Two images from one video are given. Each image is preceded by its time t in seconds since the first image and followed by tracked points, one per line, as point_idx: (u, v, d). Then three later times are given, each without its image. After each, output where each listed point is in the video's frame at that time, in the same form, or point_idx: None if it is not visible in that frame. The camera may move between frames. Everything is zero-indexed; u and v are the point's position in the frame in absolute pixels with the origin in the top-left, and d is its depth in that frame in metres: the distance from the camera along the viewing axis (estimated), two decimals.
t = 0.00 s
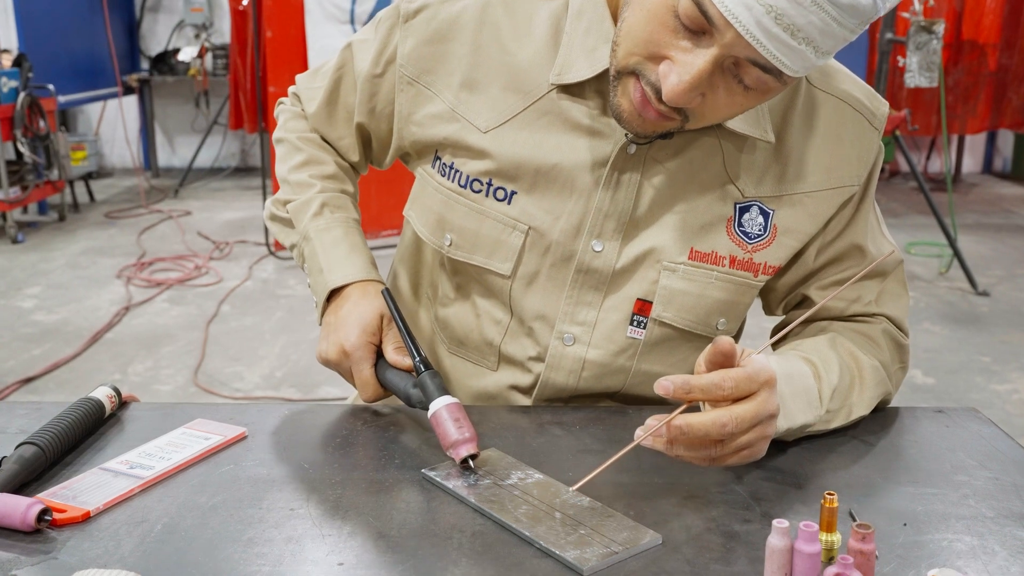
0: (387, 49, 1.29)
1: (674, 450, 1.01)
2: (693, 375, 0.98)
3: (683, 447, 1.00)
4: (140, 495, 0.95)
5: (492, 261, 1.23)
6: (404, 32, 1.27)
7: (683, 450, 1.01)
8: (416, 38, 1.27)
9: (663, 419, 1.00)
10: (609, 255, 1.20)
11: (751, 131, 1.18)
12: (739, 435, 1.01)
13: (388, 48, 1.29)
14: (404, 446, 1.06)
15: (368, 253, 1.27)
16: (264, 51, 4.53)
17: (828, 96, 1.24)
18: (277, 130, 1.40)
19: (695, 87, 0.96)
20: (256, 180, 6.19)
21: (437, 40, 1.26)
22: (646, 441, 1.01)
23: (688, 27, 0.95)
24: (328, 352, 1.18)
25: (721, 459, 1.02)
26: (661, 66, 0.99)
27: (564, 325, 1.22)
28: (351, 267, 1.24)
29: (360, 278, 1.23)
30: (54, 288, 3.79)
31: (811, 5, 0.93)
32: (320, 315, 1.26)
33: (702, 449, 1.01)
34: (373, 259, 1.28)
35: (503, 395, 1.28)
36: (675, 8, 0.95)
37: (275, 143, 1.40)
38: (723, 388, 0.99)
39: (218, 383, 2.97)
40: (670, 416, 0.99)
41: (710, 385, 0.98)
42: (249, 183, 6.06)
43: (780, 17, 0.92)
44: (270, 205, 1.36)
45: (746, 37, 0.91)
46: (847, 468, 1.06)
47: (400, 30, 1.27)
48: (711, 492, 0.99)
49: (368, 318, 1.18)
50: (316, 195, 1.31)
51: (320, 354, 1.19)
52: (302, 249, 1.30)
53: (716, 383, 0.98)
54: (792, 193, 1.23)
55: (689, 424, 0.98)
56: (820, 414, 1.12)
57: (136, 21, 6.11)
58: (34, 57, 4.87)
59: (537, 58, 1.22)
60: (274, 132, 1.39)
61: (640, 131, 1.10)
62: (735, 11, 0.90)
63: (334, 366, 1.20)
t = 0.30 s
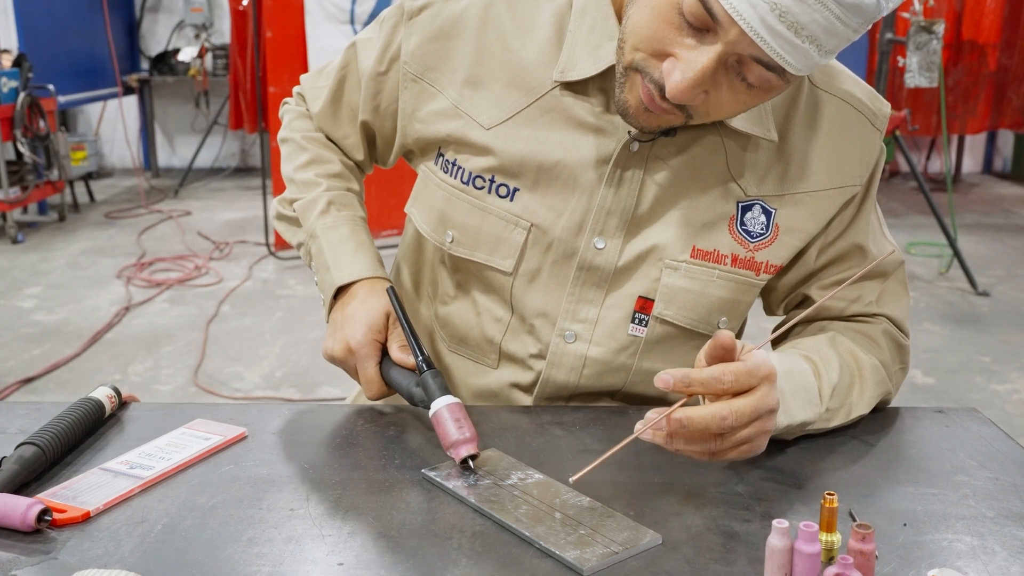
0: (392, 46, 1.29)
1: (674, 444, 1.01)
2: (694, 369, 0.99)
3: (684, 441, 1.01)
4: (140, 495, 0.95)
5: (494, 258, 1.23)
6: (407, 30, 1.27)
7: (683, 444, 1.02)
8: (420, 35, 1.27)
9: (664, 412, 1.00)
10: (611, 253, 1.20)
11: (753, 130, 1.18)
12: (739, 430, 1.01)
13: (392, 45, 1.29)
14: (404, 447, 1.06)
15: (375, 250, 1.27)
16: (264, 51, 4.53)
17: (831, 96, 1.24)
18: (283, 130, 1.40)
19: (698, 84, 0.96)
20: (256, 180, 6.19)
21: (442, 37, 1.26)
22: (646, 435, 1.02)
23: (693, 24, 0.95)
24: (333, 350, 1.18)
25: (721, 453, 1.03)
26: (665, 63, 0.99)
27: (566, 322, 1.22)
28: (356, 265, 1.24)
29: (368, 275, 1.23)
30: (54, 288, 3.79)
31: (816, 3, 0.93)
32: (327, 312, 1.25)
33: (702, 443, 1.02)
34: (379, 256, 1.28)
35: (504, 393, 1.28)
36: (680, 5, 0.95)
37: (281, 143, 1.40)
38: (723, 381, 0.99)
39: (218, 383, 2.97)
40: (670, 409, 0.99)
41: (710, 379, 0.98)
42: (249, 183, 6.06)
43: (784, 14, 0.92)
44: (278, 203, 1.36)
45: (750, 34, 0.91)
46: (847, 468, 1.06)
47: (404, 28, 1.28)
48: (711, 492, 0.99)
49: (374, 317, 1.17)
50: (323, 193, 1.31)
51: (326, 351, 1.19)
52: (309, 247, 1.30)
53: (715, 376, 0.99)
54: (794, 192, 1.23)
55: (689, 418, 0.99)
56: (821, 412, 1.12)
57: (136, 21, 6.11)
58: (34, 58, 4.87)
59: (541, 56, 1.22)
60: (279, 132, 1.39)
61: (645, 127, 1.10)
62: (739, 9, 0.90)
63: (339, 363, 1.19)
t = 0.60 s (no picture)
0: (394, 45, 1.29)
1: (674, 441, 1.02)
2: (695, 366, 0.99)
3: (684, 438, 1.01)
4: (140, 495, 0.95)
5: (495, 257, 1.23)
6: (408, 30, 1.27)
7: (683, 441, 1.02)
8: (422, 34, 1.27)
9: (665, 409, 1.00)
10: (611, 253, 1.20)
11: (754, 131, 1.18)
12: (740, 427, 1.01)
13: (394, 45, 1.29)
14: (404, 447, 1.06)
15: (385, 248, 1.26)
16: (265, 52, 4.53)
17: (832, 97, 1.24)
18: (286, 130, 1.40)
19: (699, 85, 0.96)
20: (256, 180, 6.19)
21: (443, 37, 1.26)
22: (646, 432, 1.02)
23: (693, 25, 0.95)
24: (339, 343, 1.18)
25: (722, 450, 1.03)
26: (666, 64, 0.99)
27: (566, 322, 1.22)
28: (367, 262, 1.24)
29: (378, 273, 1.23)
30: (54, 288, 3.79)
31: (816, 4, 0.93)
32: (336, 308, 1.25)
33: (702, 440, 1.02)
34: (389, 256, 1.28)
35: (504, 392, 1.28)
36: (681, 6, 0.95)
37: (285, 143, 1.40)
38: (724, 379, 0.99)
39: (218, 383, 2.97)
40: (671, 406, 0.99)
41: (710, 376, 0.98)
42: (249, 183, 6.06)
43: (785, 16, 0.92)
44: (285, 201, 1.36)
45: (751, 35, 0.92)
46: (847, 468, 1.06)
47: (406, 27, 1.28)
48: (711, 493, 0.99)
49: (384, 314, 1.17)
50: (332, 191, 1.31)
51: (332, 346, 1.19)
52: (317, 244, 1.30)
53: (717, 373, 0.99)
54: (794, 192, 1.23)
55: (690, 415, 0.98)
56: (821, 412, 1.12)
57: (136, 21, 6.11)
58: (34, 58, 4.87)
59: (543, 55, 1.23)
60: (283, 132, 1.39)
61: (643, 130, 1.10)
62: (740, 10, 0.90)
63: (343, 357, 1.19)
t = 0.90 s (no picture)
0: (394, 45, 1.29)
1: (674, 440, 1.02)
2: (695, 364, 0.99)
3: (684, 437, 1.01)
4: (140, 495, 0.95)
5: (495, 258, 1.23)
6: (409, 30, 1.27)
7: (683, 440, 1.02)
8: (422, 35, 1.27)
9: (664, 408, 1.00)
10: (612, 253, 1.20)
11: (754, 131, 1.18)
12: (740, 426, 1.01)
13: (394, 45, 1.29)
14: (403, 447, 1.06)
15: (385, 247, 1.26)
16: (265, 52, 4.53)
17: (832, 97, 1.24)
18: (282, 126, 1.40)
19: (699, 87, 0.96)
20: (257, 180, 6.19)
21: (443, 38, 1.26)
22: (646, 431, 1.02)
23: (694, 28, 0.95)
24: (333, 328, 1.14)
25: (721, 449, 1.03)
26: (666, 68, 0.99)
27: (567, 322, 1.22)
28: (369, 258, 1.23)
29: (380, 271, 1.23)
30: (54, 288, 3.79)
31: (816, 7, 0.93)
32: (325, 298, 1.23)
33: (702, 439, 1.02)
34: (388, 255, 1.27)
35: (504, 392, 1.28)
36: (681, 9, 0.95)
37: (280, 139, 1.39)
38: (724, 377, 0.99)
39: (218, 383, 2.98)
40: (671, 404, 0.99)
41: (711, 374, 0.98)
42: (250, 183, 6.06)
43: (785, 18, 0.92)
44: (283, 189, 1.35)
45: (751, 38, 0.92)
46: (847, 468, 1.06)
47: (406, 27, 1.28)
48: (711, 492, 0.99)
49: (388, 309, 1.18)
50: (334, 186, 1.31)
51: (320, 329, 1.16)
52: (312, 234, 1.29)
53: (717, 371, 0.99)
54: (795, 193, 1.23)
55: (689, 413, 0.99)
56: (821, 411, 1.12)
57: (136, 21, 6.11)
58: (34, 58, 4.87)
59: (543, 56, 1.22)
60: (279, 127, 1.38)
61: (646, 130, 1.10)
62: (740, 13, 0.90)
63: (328, 345, 1.16)
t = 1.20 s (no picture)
0: (392, 42, 1.29)
1: (675, 440, 1.02)
2: (696, 364, 0.99)
3: (686, 437, 1.02)
4: (140, 495, 0.95)
5: (496, 258, 1.23)
6: (407, 28, 1.27)
7: (684, 439, 1.02)
8: (421, 33, 1.26)
9: (665, 408, 1.00)
10: (612, 254, 1.20)
11: (754, 132, 1.18)
12: (741, 426, 1.01)
13: (392, 41, 1.29)
14: (402, 448, 1.06)
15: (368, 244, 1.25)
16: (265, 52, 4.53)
17: (832, 97, 1.25)
18: (263, 111, 1.36)
19: (698, 88, 0.96)
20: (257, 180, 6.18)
21: (442, 37, 1.26)
22: (647, 431, 1.02)
23: (692, 28, 0.95)
24: (319, 316, 1.13)
25: (722, 449, 1.03)
26: (665, 69, 0.99)
27: (567, 323, 1.22)
28: (354, 252, 1.22)
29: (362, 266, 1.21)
30: (54, 288, 3.79)
31: (815, 7, 0.93)
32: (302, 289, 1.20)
33: (703, 439, 1.02)
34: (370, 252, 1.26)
35: (504, 393, 1.28)
36: (680, 10, 0.95)
37: (259, 124, 1.36)
38: (725, 376, 0.99)
39: (218, 383, 2.98)
40: (673, 404, 0.99)
41: (712, 374, 0.98)
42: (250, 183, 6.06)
43: (784, 19, 0.92)
44: (264, 171, 1.31)
45: (750, 38, 0.92)
46: (847, 468, 1.06)
47: (405, 26, 1.27)
48: (712, 493, 0.99)
49: (377, 303, 1.17)
50: (320, 177, 1.29)
51: (303, 315, 1.13)
52: (292, 220, 1.26)
53: (718, 371, 0.99)
54: (795, 193, 1.23)
55: (691, 413, 0.99)
56: (821, 411, 1.12)
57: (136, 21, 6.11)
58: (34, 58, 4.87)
59: (543, 56, 1.23)
60: (261, 112, 1.35)
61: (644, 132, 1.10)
62: (739, 13, 0.90)
63: (309, 333, 1.13)
